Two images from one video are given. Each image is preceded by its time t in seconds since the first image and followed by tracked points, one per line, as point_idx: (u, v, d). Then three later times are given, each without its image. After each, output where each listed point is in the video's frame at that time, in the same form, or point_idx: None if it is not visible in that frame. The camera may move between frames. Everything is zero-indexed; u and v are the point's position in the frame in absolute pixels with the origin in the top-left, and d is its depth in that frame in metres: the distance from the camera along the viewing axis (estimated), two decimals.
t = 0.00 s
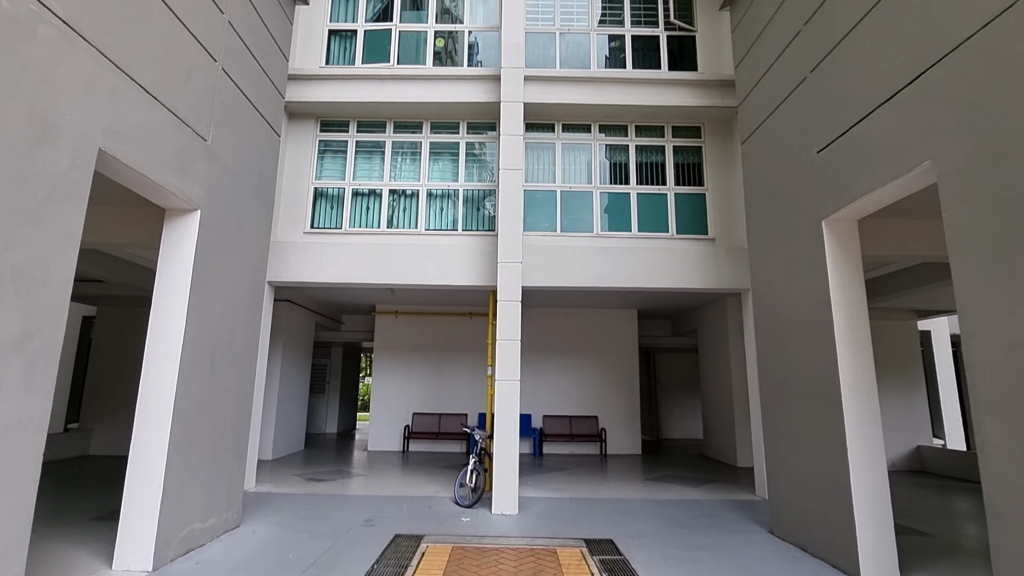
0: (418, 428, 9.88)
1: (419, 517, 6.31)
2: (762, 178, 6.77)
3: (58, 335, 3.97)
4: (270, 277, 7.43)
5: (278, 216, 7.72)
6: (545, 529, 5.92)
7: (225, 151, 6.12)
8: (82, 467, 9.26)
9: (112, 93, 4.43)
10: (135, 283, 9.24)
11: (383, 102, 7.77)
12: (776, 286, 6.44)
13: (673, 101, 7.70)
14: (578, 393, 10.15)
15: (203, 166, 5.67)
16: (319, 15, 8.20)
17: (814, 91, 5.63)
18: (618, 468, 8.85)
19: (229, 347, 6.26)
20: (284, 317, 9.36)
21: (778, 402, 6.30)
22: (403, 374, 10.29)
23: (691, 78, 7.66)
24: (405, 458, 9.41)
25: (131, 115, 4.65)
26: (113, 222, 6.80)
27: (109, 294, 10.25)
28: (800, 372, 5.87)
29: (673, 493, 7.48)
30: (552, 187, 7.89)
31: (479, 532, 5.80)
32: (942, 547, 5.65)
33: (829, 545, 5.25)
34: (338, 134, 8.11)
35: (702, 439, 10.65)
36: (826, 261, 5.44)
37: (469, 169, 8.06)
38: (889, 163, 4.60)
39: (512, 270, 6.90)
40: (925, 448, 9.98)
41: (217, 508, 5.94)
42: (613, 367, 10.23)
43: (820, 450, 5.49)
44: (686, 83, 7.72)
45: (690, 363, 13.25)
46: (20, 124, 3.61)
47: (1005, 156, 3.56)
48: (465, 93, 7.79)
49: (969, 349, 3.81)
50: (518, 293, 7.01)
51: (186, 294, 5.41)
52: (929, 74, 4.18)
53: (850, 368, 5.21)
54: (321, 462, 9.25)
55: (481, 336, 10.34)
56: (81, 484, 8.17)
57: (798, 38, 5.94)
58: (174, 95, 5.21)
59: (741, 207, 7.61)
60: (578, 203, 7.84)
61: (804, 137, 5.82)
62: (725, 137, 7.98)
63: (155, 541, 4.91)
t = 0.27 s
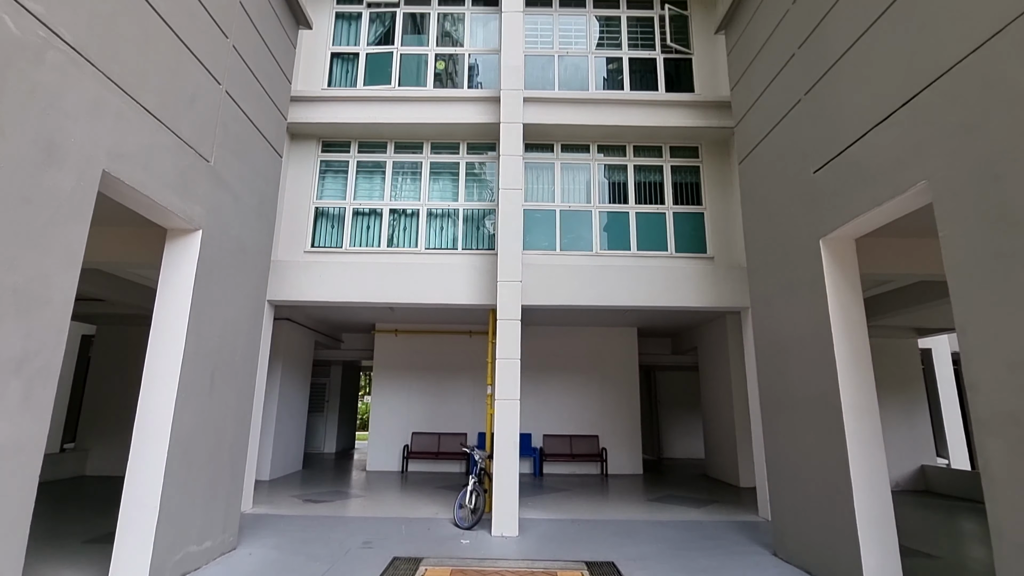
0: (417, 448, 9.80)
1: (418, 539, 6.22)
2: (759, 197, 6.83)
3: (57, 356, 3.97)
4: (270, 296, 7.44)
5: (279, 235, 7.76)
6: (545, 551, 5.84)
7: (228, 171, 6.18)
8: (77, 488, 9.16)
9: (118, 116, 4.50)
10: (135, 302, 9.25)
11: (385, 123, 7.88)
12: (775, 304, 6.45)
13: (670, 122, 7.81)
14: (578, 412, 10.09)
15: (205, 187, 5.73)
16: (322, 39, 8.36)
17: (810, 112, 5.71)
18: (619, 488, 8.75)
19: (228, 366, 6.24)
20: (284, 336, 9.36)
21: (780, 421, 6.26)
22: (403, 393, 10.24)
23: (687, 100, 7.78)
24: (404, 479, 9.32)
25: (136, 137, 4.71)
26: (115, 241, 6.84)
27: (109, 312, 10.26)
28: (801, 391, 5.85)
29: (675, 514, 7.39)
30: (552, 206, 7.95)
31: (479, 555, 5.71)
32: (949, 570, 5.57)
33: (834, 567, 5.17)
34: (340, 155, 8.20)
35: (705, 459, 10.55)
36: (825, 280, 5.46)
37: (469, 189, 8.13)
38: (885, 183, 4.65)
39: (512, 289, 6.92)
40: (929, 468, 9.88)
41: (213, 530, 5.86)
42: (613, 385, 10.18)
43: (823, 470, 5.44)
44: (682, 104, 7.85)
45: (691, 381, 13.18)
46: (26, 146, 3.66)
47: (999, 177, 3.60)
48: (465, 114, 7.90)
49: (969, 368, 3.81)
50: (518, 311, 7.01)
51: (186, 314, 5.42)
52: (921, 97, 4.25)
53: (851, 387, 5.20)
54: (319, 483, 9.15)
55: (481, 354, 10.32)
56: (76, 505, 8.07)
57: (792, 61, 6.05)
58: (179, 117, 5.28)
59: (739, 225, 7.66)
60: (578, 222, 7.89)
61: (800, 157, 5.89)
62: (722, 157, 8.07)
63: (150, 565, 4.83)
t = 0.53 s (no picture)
0: (416, 472, 9.68)
1: (416, 567, 6.10)
2: (756, 220, 6.89)
3: (55, 380, 3.95)
4: (270, 318, 7.44)
5: (280, 258, 7.80)
6: None
7: (230, 195, 6.25)
8: (70, 513, 9.02)
9: (123, 142, 4.57)
10: (135, 325, 9.25)
11: (386, 147, 7.98)
12: (775, 326, 6.45)
13: (667, 146, 7.92)
14: (579, 435, 9.99)
15: (207, 211, 5.78)
16: (325, 66, 8.52)
17: (804, 137, 5.80)
18: (621, 513, 8.62)
19: (226, 389, 6.21)
20: (283, 358, 9.32)
21: (782, 445, 6.20)
22: (402, 416, 10.16)
23: (684, 124, 7.90)
24: (402, 504, 9.18)
25: (140, 162, 4.78)
26: (117, 264, 6.88)
27: (108, 335, 10.24)
28: (803, 414, 5.81)
29: (678, 540, 7.26)
30: (551, 229, 8.00)
31: None
32: None
33: None
34: (341, 178, 8.29)
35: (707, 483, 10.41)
36: (824, 303, 5.47)
37: (469, 212, 8.20)
38: (880, 207, 4.70)
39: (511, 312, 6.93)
40: (935, 492, 9.73)
41: (207, 557, 5.76)
42: (614, 408, 10.11)
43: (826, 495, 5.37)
44: (679, 129, 7.98)
45: (692, 404, 13.08)
46: (33, 172, 3.72)
47: (992, 201, 3.65)
48: (465, 138, 8.02)
49: (970, 392, 3.80)
50: (518, 333, 7.01)
51: (185, 337, 5.41)
52: (913, 122, 4.32)
53: (853, 410, 5.16)
54: (316, 508, 9.01)
55: (481, 376, 10.27)
56: (69, 532, 7.94)
57: (786, 87, 6.17)
58: (183, 143, 5.36)
59: (738, 248, 7.70)
60: (577, 244, 7.94)
61: (796, 181, 5.95)
62: (719, 180, 8.16)
63: None
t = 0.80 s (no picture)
0: (415, 495, 9.56)
1: None
2: (755, 240, 6.93)
3: (53, 403, 3.93)
4: (270, 340, 7.43)
5: (281, 279, 7.82)
6: None
7: (233, 218, 6.30)
8: (64, 538, 8.88)
9: (128, 166, 4.63)
10: (135, 346, 9.24)
11: (387, 169, 8.07)
12: (776, 347, 6.43)
13: (666, 167, 8.01)
14: (580, 457, 9.88)
15: (209, 233, 5.82)
16: (328, 90, 8.66)
17: (801, 159, 5.87)
18: (623, 537, 8.47)
19: (225, 411, 6.17)
20: (282, 380, 9.29)
21: (786, 467, 6.13)
22: (401, 438, 10.06)
23: (682, 147, 8.00)
24: (401, 528, 9.04)
25: (144, 185, 4.83)
26: (118, 286, 6.90)
27: (108, 356, 10.22)
28: (806, 436, 5.75)
29: (682, 565, 7.13)
30: (551, 250, 8.04)
31: None
32: None
33: None
34: (343, 200, 8.36)
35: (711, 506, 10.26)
36: (825, 323, 5.47)
37: (469, 233, 8.24)
38: (878, 229, 4.73)
39: (512, 332, 6.94)
40: (942, 515, 9.58)
41: None
42: (616, 429, 10.02)
43: (832, 519, 5.29)
44: (677, 151, 8.07)
45: (694, 424, 12.96)
46: (38, 196, 3.77)
47: (988, 223, 3.67)
48: (466, 161, 8.11)
49: (973, 413, 3.77)
50: (518, 354, 6.99)
51: (185, 358, 5.40)
52: (908, 145, 4.38)
53: (856, 432, 5.12)
54: (314, 532, 8.87)
55: (481, 397, 10.21)
56: (62, 557, 7.80)
57: (782, 110, 6.26)
58: (187, 166, 5.43)
59: (737, 268, 7.72)
60: (577, 265, 7.97)
61: (794, 202, 6.00)
62: (718, 201, 8.22)
63: None
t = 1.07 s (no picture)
0: (416, 514, 9.45)
1: None
2: (756, 256, 6.95)
3: (54, 421, 3.92)
4: (270, 357, 7.42)
5: (282, 296, 7.83)
6: None
7: (235, 235, 6.34)
8: (60, 559, 8.77)
9: (133, 185, 4.68)
10: (135, 363, 9.22)
11: (389, 187, 8.14)
12: (778, 364, 6.41)
13: (665, 184, 8.07)
14: (582, 475, 9.79)
15: (212, 251, 5.85)
16: (331, 109, 8.78)
17: (799, 176, 5.91)
18: (626, 557, 8.35)
19: (225, 429, 6.14)
20: (282, 397, 9.25)
21: (790, 485, 6.06)
22: (401, 456, 9.98)
23: (681, 164, 8.08)
24: (401, 548, 8.92)
25: (148, 204, 4.88)
26: (120, 304, 6.91)
27: (108, 373, 10.20)
28: (809, 453, 5.70)
29: None
30: (552, 266, 8.06)
31: None
32: None
33: None
34: (344, 217, 8.42)
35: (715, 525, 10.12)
36: (826, 340, 5.45)
37: (470, 250, 8.27)
38: (877, 245, 4.75)
39: (512, 349, 6.93)
40: (950, 534, 9.44)
41: None
42: (618, 447, 9.93)
43: (837, 538, 5.21)
44: (676, 168, 8.14)
45: (697, 442, 12.85)
46: (43, 215, 3.80)
47: (987, 240, 3.69)
48: (467, 178, 8.18)
49: (978, 431, 3.75)
50: (519, 371, 6.97)
51: (186, 375, 5.40)
52: (904, 163, 4.42)
53: (860, 449, 5.08)
54: (312, 553, 8.75)
55: (482, 414, 10.15)
56: None
57: (779, 128, 6.33)
58: (191, 185, 5.49)
59: (738, 284, 7.73)
60: (578, 281, 7.98)
61: (793, 219, 6.03)
62: (717, 217, 8.26)
63: None
